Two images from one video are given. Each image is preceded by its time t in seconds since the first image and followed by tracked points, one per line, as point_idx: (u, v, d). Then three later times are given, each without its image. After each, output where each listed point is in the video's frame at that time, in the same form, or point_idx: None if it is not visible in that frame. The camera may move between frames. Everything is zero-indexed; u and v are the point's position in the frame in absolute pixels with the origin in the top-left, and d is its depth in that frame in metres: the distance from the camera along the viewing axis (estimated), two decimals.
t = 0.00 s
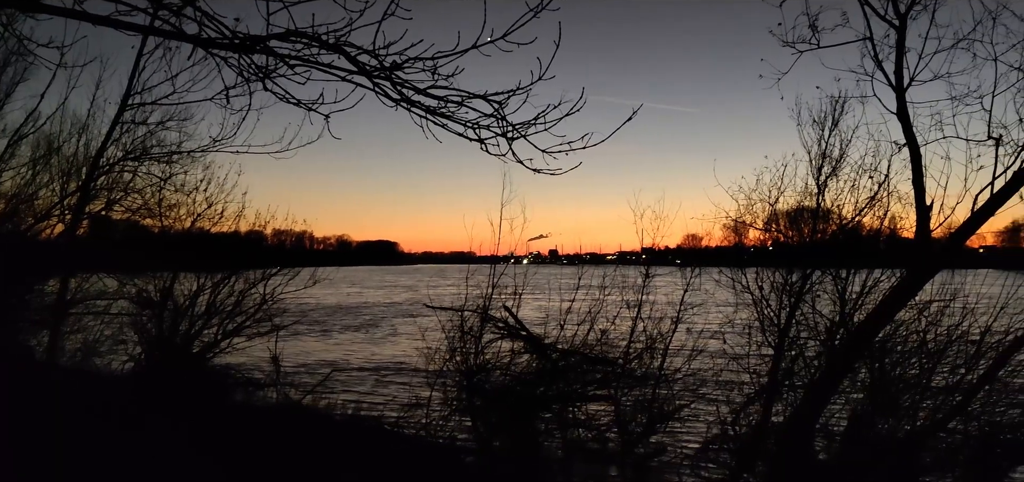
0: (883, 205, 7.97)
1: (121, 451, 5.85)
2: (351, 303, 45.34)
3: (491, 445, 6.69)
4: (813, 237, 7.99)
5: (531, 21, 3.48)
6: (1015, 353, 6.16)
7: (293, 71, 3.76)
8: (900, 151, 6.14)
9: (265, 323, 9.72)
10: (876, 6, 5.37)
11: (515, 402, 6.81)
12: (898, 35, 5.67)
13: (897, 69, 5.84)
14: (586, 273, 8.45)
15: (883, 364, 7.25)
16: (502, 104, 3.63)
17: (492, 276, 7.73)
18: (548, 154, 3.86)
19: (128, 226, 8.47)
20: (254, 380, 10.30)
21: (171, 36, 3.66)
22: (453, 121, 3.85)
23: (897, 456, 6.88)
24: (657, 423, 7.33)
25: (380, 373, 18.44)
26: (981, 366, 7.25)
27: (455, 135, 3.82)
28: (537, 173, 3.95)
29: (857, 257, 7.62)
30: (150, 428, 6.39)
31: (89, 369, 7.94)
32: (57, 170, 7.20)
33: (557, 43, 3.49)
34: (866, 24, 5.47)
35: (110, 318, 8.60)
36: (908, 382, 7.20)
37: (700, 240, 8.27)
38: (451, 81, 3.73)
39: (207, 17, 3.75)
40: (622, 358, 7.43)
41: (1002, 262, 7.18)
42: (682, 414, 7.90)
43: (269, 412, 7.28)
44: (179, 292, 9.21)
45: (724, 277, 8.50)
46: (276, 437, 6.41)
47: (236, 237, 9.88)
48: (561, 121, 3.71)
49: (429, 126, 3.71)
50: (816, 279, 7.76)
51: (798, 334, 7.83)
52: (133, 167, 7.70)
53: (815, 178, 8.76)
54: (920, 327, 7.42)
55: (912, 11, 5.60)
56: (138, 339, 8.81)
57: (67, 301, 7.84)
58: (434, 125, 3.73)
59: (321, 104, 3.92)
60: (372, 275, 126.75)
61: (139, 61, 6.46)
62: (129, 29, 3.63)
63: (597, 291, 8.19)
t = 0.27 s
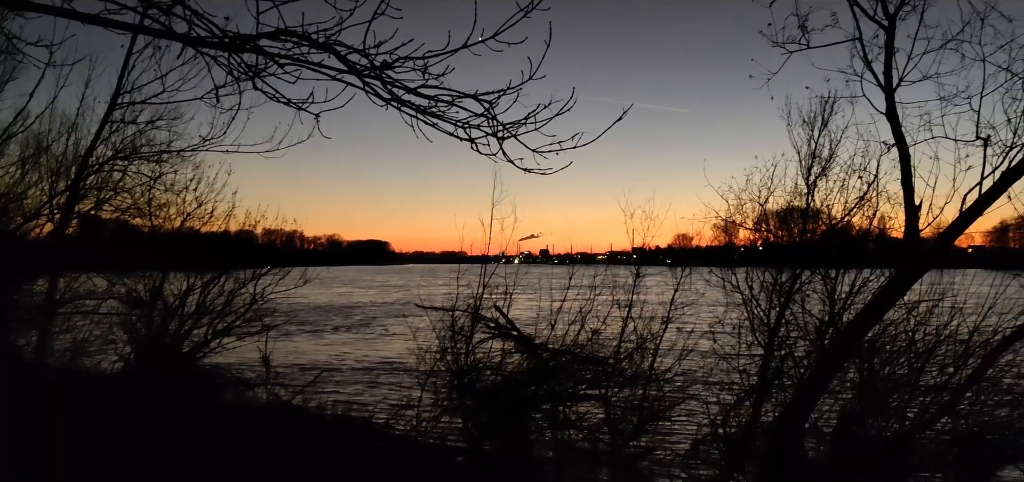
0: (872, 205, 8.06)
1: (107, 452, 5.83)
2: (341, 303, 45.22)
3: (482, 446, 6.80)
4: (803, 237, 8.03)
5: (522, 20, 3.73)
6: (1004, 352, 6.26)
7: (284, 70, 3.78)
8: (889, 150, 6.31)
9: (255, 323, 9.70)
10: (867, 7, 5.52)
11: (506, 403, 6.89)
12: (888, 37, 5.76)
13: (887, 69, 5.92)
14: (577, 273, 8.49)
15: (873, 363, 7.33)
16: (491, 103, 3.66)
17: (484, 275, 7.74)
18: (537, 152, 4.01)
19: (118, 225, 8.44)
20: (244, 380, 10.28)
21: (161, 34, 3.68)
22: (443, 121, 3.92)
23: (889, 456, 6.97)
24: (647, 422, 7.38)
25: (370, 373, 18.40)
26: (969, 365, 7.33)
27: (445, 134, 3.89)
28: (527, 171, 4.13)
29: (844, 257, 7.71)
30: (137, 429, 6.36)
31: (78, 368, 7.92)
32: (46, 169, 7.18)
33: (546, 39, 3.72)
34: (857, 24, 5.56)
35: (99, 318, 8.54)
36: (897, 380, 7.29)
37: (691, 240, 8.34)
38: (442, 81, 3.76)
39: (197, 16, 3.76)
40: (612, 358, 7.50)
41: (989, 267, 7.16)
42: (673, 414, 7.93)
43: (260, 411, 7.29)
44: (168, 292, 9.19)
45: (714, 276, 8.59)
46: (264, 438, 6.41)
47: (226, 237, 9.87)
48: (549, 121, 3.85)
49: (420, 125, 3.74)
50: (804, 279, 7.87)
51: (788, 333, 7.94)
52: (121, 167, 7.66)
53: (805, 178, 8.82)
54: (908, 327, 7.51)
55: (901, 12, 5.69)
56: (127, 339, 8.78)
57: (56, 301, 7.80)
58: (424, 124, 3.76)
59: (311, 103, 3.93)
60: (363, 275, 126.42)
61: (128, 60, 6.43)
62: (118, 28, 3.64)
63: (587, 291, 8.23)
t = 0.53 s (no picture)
0: (863, 205, 8.11)
1: (98, 452, 5.83)
2: (334, 303, 45.12)
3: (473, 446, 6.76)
4: (795, 237, 8.06)
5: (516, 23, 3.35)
6: (992, 353, 6.31)
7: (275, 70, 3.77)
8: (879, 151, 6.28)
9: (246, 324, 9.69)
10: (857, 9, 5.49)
11: (497, 403, 6.92)
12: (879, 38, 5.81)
13: (877, 71, 5.98)
14: (569, 274, 8.52)
15: (863, 364, 7.39)
16: (485, 103, 3.57)
17: (475, 276, 7.76)
18: (529, 154, 3.72)
19: (111, 226, 8.38)
20: (236, 381, 10.27)
21: (152, 35, 3.68)
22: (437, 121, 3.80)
23: (882, 456, 7.14)
24: (639, 422, 7.44)
25: (363, 374, 18.39)
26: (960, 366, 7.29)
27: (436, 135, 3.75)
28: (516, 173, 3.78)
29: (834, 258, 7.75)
30: (128, 430, 6.35)
31: (68, 369, 7.94)
32: (36, 169, 7.15)
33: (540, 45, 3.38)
34: (847, 26, 5.60)
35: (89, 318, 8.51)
36: (888, 380, 7.33)
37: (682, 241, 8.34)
38: (433, 81, 3.72)
39: (189, 16, 3.75)
40: (604, 358, 7.52)
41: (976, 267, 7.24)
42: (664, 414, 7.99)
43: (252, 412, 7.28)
44: (159, 293, 9.25)
45: (705, 277, 8.63)
46: (255, 439, 6.41)
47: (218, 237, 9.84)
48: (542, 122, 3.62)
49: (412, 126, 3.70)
50: (795, 280, 7.89)
51: (779, 334, 7.97)
52: (112, 167, 7.64)
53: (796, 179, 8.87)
54: (898, 329, 7.46)
55: (891, 14, 5.73)
56: (117, 339, 8.84)
57: (46, 301, 7.76)
58: (415, 125, 3.73)
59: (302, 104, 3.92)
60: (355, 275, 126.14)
61: (120, 60, 6.41)
62: (109, 27, 3.63)
63: (579, 291, 8.25)
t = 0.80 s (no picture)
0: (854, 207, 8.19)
1: (90, 454, 5.82)
2: (326, 304, 45.01)
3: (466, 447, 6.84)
4: (787, 239, 8.10)
5: (506, 23, 3.44)
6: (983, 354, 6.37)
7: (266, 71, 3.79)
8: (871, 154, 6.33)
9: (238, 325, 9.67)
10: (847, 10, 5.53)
11: (490, 405, 6.97)
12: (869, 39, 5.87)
13: (869, 72, 6.04)
14: (562, 275, 8.54)
15: (854, 365, 7.44)
16: (476, 105, 3.60)
17: (468, 277, 7.77)
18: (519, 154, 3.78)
19: (101, 226, 8.35)
20: (227, 382, 10.25)
21: (143, 35, 3.68)
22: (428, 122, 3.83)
23: (872, 457, 7.19)
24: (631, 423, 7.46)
25: (355, 376, 18.34)
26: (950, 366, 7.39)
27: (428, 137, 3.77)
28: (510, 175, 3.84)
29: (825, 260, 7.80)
30: (120, 431, 6.33)
31: (60, 370, 7.89)
32: (27, 170, 7.12)
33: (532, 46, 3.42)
34: (839, 27, 5.66)
35: (80, 318, 8.49)
36: (880, 382, 7.36)
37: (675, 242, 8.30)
38: (425, 82, 3.75)
39: (180, 16, 3.76)
40: (596, 359, 7.53)
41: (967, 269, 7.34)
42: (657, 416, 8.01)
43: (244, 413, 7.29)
44: (150, 294, 9.21)
45: (698, 278, 8.61)
46: (248, 440, 6.41)
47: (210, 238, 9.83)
48: (534, 123, 3.68)
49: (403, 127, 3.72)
50: (787, 281, 7.95)
51: (770, 336, 8.04)
52: (103, 168, 7.61)
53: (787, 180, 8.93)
54: (889, 330, 7.56)
55: (883, 16, 5.79)
56: (109, 340, 8.83)
57: (37, 302, 7.69)
58: (407, 125, 3.75)
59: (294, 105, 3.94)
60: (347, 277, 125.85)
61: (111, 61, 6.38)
62: (100, 27, 3.63)
63: (571, 293, 8.27)
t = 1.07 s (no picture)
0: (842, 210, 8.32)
1: (83, 457, 5.81)
2: (318, 306, 44.93)
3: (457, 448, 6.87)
4: (779, 241, 8.26)
5: (500, 25, 3.49)
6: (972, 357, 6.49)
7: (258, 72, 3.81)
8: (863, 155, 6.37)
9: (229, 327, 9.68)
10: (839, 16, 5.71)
11: (480, 406, 6.97)
12: (859, 42, 5.93)
13: (859, 76, 6.12)
14: (553, 277, 8.58)
15: (845, 367, 7.52)
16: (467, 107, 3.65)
17: (460, 279, 7.81)
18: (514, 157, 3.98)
19: (93, 228, 8.30)
20: (219, 384, 10.25)
21: (135, 37, 3.70)
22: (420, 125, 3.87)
23: (862, 459, 7.25)
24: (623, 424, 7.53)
25: (347, 377, 18.33)
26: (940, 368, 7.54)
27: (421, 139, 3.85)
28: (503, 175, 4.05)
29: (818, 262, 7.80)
30: (111, 433, 6.33)
31: (50, 373, 7.76)
32: (16, 171, 7.11)
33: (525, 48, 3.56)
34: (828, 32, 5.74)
35: (71, 322, 8.40)
36: (869, 384, 7.49)
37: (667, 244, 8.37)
38: (417, 84, 3.79)
39: (171, 18, 3.77)
40: (588, 360, 7.58)
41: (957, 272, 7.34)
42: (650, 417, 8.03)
43: (236, 416, 7.26)
44: (142, 296, 9.17)
45: (689, 280, 8.67)
46: (242, 441, 6.44)
47: (202, 240, 9.81)
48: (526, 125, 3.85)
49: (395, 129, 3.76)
50: (777, 283, 8.05)
51: (761, 337, 8.08)
52: (93, 170, 7.59)
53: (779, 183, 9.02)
54: (880, 332, 7.63)
55: (872, 19, 5.89)
56: (100, 343, 8.76)
57: (28, 304, 7.60)
58: (399, 128, 3.79)
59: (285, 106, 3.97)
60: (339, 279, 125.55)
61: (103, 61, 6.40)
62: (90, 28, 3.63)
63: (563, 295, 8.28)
